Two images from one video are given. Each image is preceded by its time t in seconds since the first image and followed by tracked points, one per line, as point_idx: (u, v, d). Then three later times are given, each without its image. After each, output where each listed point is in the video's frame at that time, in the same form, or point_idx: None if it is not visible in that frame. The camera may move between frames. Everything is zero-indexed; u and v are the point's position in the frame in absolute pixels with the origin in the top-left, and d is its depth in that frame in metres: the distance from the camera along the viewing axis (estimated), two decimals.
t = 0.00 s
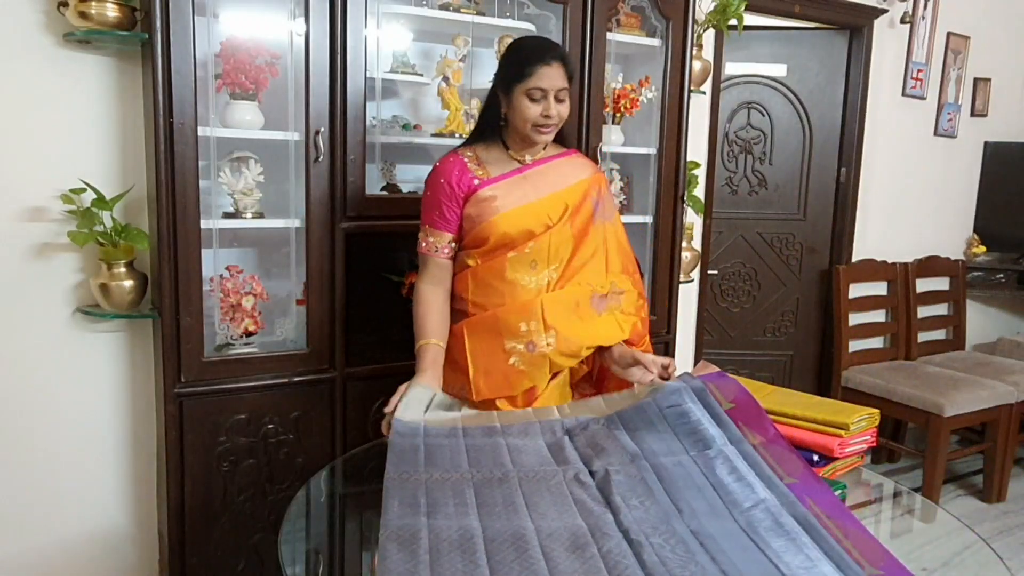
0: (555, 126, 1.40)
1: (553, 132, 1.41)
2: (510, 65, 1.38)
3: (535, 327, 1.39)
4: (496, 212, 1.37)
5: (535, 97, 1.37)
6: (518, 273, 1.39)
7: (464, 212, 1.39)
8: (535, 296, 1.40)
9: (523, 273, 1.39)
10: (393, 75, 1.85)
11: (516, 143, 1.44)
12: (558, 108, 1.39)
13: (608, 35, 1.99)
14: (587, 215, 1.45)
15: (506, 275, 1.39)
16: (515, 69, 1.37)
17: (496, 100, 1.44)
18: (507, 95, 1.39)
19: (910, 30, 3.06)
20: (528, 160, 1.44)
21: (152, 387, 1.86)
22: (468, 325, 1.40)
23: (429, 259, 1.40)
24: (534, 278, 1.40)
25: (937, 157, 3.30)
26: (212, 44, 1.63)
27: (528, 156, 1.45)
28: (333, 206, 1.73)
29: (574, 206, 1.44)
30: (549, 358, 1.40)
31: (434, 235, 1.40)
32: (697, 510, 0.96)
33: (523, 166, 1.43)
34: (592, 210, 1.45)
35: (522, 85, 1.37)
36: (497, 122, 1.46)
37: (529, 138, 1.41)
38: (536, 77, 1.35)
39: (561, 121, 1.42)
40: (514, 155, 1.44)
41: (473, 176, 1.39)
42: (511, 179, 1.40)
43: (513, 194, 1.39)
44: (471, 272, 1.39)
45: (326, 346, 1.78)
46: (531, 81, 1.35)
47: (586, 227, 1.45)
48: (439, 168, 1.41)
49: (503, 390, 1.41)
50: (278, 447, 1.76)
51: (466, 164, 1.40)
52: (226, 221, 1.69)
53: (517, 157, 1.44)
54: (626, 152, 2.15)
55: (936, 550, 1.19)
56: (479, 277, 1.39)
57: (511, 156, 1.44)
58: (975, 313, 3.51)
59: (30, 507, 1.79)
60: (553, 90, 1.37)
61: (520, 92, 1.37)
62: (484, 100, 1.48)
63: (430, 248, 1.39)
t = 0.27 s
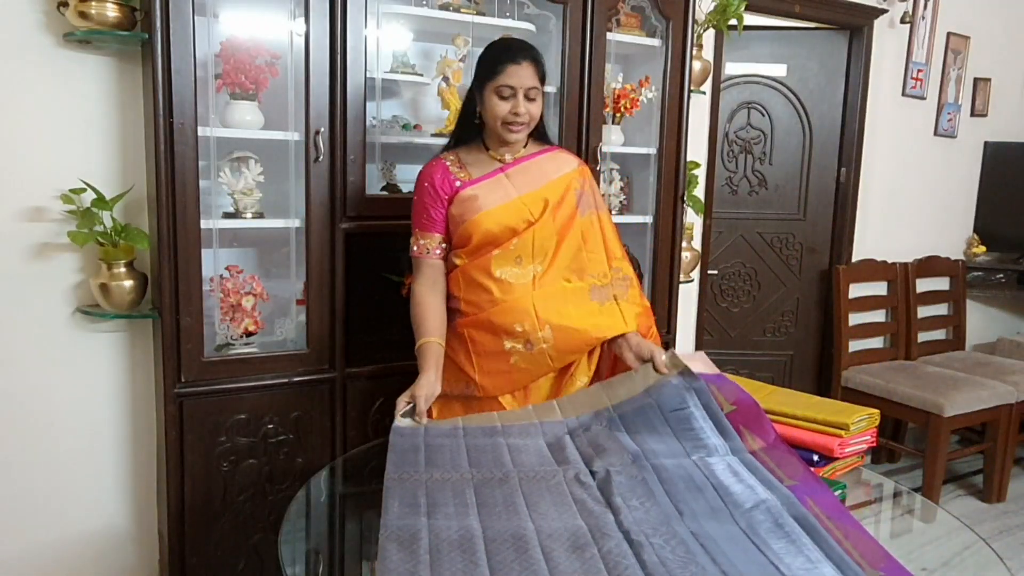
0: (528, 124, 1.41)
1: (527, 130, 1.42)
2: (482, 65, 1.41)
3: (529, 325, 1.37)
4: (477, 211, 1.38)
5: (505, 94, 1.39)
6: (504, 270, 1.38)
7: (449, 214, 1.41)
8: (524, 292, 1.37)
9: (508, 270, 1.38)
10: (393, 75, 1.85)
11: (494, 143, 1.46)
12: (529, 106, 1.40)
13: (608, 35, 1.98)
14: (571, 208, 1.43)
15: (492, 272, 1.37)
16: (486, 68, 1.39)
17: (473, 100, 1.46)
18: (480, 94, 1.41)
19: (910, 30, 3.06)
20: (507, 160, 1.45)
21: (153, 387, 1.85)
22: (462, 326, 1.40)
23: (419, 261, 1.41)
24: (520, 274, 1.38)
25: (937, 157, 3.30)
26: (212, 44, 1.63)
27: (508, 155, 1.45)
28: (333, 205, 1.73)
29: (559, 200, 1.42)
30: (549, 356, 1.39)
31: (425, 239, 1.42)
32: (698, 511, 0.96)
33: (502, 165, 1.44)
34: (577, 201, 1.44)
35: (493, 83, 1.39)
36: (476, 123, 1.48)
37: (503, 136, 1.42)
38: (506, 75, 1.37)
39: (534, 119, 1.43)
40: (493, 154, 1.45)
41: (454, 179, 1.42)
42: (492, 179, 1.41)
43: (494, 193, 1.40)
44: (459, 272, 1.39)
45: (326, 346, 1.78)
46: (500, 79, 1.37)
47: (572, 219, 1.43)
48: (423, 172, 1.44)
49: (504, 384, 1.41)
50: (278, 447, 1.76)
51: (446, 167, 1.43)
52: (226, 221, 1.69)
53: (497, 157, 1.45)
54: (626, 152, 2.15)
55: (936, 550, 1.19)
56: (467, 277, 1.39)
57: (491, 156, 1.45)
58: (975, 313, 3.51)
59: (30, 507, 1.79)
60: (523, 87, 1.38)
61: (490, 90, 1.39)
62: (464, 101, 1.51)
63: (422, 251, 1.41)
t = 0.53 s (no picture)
0: (512, 124, 1.42)
1: (512, 130, 1.43)
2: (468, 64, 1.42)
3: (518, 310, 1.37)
4: (465, 210, 1.40)
5: (488, 93, 1.39)
6: (492, 265, 1.39)
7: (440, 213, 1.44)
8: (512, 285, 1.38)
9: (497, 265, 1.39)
10: (393, 75, 1.85)
11: (482, 142, 1.47)
12: (513, 105, 1.40)
13: (608, 35, 1.98)
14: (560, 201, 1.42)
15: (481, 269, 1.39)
16: (472, 68, 1.40)
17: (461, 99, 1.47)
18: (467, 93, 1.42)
19: (910, 30, 3.06)
20: (496, 159, 1.46)
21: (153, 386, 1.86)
22: (456, 320, 1.41)
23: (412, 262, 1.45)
24: (508, 269, 1.39)
25: (937, 157, 3.30)
26: (212, 44, 1.63)
27: (497, 154, 1.46)
28: (333, 205, 1.73)
29: (546, 194, 1.42)
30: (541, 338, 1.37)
31: (417, 239, 1.45)
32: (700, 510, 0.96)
33: (490, 164, 1.45)
34: (565, 195, 1.43)
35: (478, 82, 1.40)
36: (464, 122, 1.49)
37: (488, 135, 1.43)
38: (489, 74, 1.37)
39: (519, 119, 1.43)
40: (482, 154, 1.46)
41: (443, 179, 1.44)
42: (481, 177, 1.43)
43: (481, 192, 1.42)
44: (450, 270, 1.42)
45: (325, 346, 1.78)
46: (484, 78, 1.38)
47: (561, 212, 1.42)
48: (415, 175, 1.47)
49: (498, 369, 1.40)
50: (278, 447, 1.76)
51: (437, 169, 1.45)
52: (226, 221, 1.69)
53: (486, 156, 1.46)
54: (626, 152, 2.15)
55: (937, 551, 1.19)
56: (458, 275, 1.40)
57: (481, 155, 1.46)
58: (975, 313, 3.52)
59: (30, 507, 1.79)
60: (505, 86, 1.38)
61: (474, 89, 1.40)
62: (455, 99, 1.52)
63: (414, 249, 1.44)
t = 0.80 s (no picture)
0: (511, 124, 1.42)
1: (511, 129, 1.43)
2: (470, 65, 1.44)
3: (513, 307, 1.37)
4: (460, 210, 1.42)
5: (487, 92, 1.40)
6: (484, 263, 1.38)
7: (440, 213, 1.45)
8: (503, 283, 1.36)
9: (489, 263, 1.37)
10: (393, 75, 1.85)
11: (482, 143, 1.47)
12: (511, 104, 1.41)
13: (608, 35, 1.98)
14: (553, 200, 1.42)
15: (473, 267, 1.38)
16: (473, 67, 1.42)
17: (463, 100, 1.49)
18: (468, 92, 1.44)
19: (910, 30, 3.06)
20: (496, 158, 1.46)
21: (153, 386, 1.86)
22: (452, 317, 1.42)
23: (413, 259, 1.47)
24: (500, 267, 1.37)
25: (938, 157, 3.30)
26: (212, 44, 1.63)
27: (497, 154, 1.46)
28: (333, 205, 1.73)
29: (540, 193, 1.41)
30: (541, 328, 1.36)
31: (418, 237, 1.48)
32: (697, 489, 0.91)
33: (490, 164, 1.45)
34: (559, 193, 1.42)
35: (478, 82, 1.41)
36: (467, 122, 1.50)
37: (487, 134, 1.44)
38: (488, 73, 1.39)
39: (519, 119, 1.43)
40: (482, 153, 1.47)
41: (443, 178, 1.46)
42: (479, 177, 1.44)
43: (478, 192, 1.42)
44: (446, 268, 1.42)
45: (325, 346, 1.78)
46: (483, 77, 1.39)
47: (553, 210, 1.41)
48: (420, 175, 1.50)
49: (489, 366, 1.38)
50: (278, 447, 1.76)
51: (438, 168, 1.47)
52: (226, 221, 1.69)
53: (486, 156, 1.46)
54: (626, 152, 2.15)
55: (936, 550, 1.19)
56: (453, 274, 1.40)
57: (481, 155, 1.47)
58: (975, 313, 3.52)
59: (29, 506, 1.79)
60: (504, 86, 1.39)
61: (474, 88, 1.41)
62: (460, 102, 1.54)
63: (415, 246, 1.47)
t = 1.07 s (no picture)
0: (515, 126, 1.41)
1: (514, 132, 1.42)
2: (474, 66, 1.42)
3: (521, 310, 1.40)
4: (461, 213, 1.42)
5: (491, 95, 1.39)
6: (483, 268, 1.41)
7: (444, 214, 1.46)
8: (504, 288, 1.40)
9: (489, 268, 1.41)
10: (393, 75, 1.85)
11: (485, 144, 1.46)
12: (515, 107, 1.40)
13: (608, 35, 1.98)
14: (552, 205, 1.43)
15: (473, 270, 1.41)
16: (477, 69, 1.40)
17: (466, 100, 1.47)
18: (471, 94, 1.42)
19: (910, 30, 3.06)
20: (500, 160, 1.45)
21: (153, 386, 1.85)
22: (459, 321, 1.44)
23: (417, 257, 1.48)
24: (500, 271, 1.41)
25: (938, 157, 3.29)
26: (212, 44, 1.63)
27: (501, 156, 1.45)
28: (333, 205, 1.73)
29: (540, 198, 1.42)
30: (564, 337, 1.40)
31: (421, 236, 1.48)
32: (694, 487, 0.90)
33: (493, 166, 1.44)
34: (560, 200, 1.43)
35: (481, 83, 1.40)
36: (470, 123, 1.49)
37: (489, 136, 1.43)
38: (493, 76, 1.37)
39: (522, 122, 1.42)
40: (485, 155, 1.46)
41: (446, 180, 1.46)
42: (483, 180, 1.43)
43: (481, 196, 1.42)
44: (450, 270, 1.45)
45: (326, 346, 1.78)
46: (487, 80, 1.38)
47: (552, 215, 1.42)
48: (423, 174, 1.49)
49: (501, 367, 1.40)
50: (278, 447, 1.76)
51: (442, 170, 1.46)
52: (226, 221, 1.69)
53: (489, 158, 1.45)
54: (626, 152, 2.15)
55: (937, 551, 1.19)
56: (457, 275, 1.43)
57: (485, 156, 1.46)
58: (975, 313, 3.52)
59: (29, 506, 1.79)
60: (508, 89, 1.38)
61: (478, 90, 1.40)
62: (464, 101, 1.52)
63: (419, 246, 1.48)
